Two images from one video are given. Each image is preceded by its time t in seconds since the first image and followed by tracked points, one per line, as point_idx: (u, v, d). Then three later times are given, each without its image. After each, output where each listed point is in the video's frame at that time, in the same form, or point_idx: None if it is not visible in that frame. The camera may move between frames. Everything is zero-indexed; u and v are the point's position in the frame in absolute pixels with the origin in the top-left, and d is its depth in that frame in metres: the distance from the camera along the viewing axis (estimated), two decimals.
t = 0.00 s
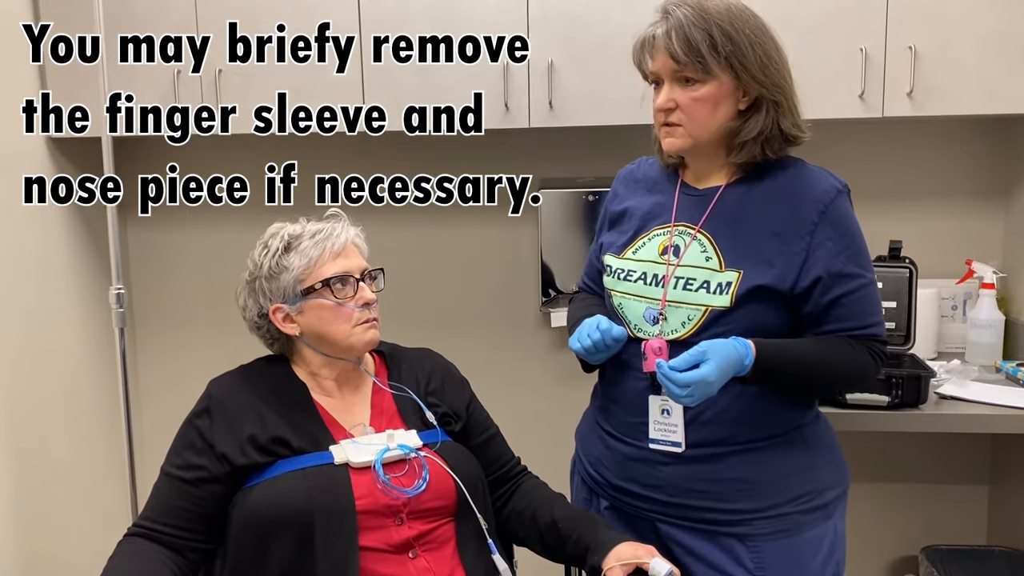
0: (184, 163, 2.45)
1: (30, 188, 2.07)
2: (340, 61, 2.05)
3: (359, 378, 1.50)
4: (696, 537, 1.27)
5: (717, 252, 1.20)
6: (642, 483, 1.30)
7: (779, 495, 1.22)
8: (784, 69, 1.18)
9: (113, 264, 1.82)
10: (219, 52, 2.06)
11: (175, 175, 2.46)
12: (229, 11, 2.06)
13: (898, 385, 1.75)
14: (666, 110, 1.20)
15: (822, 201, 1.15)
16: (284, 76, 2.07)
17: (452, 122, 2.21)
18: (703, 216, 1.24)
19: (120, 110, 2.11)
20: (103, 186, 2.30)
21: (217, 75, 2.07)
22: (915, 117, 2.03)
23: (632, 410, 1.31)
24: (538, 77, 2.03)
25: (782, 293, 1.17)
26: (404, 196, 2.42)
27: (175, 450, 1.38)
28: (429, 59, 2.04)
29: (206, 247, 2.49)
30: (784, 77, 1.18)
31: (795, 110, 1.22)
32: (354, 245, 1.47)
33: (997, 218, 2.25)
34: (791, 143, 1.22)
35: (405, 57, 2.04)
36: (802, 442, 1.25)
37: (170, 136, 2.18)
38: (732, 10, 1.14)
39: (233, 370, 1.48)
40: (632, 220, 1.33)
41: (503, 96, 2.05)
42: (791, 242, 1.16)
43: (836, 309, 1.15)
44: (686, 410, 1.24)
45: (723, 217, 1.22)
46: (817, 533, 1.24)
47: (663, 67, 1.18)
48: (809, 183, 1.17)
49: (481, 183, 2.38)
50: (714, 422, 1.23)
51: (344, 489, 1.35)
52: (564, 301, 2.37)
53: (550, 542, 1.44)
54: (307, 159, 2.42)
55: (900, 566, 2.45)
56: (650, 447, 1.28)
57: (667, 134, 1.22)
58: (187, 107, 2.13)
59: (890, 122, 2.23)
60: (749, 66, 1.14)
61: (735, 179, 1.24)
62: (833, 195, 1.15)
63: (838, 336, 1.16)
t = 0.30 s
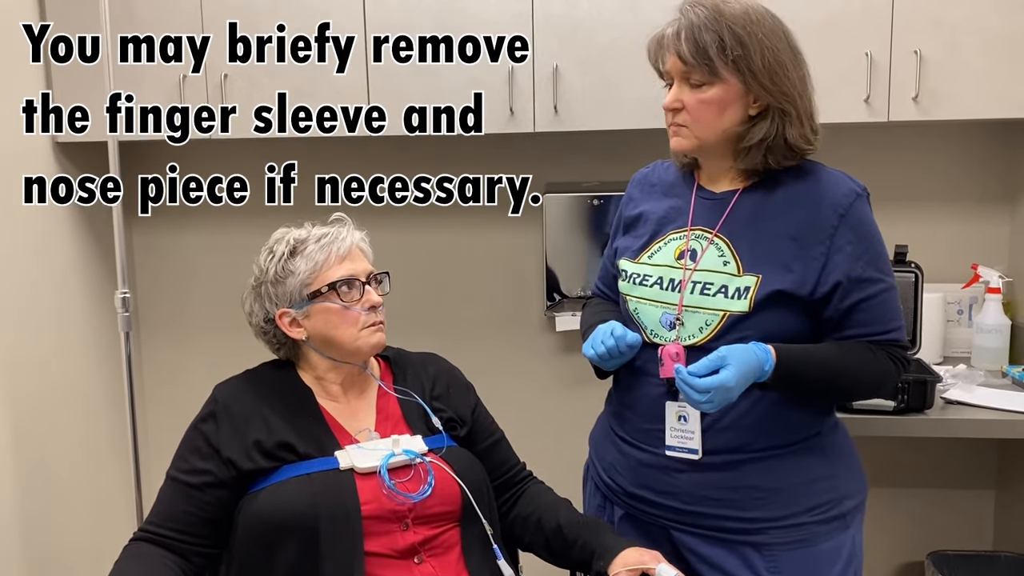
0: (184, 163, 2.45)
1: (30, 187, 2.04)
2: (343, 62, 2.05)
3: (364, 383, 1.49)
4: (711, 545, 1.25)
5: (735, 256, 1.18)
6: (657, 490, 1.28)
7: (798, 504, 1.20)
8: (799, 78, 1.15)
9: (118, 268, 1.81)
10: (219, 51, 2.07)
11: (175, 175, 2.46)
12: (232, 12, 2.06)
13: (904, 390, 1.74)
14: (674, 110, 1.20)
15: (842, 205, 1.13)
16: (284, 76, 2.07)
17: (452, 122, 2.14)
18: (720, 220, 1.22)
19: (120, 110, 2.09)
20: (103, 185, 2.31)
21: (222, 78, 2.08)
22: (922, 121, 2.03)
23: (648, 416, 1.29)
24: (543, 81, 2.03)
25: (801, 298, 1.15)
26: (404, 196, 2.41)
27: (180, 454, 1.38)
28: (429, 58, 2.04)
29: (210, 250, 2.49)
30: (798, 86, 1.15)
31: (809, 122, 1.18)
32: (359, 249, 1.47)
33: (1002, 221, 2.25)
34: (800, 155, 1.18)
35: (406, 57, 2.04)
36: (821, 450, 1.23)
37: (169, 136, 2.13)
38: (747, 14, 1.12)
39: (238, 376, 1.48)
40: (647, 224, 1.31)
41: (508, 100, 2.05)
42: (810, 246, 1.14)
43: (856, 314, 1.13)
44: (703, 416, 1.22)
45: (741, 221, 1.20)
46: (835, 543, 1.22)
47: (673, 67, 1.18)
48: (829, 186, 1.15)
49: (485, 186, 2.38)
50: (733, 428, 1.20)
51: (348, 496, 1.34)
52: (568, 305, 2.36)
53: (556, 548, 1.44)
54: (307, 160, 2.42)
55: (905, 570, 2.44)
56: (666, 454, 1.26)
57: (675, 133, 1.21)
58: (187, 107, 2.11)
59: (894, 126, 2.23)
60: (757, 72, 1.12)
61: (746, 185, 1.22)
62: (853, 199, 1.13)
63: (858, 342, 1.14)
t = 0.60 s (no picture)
0: (184, 163, 2.46)
1: (30, 187, 2.02)
2: (345, 65, 2.06)
3: (368, 389, 1.49)
4: (725, 556, 1.22)
5: (754, 262, 1.17)
6: (672, 497, 1.26)
7: (816, 517, 1.17)
8: (820, 80, 1.12)
9: (122, 272, 1.81)
10: (220, 51, 2.07)
11: (175, 175, 2.46)
12: (234, 14, 2.06)
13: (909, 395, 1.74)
14: (693, 122, 1.18)
15: (866, 211, 1.10)
16: (284, 76, 2.08)
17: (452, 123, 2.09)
18: (740, 225, 1.20)
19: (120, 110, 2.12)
20: (103, 186, 2.33)
21: (227, 84, 2.08)
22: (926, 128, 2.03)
23: (665, 422, 1.27)
24: (547, 87, 2.04)
25: (821, 306, 1.12)
26: (404, 195, 2.42)
27: (184, 458, 1.38)
28: (429, 58, 2.05)
29: (213, 253, 2.49)
30: (819, 89, 1.13)
31: (833, 123, 1.16)
32: (363, 255, 1.48)
33: (1005, 227, 2.25)
34: (826, 157, 1.17)
35: (407, 59, 2.05)
36: (843, 462, 1.19)
37: (169, 136, 2.13)
38: (762, 19, 1.10)
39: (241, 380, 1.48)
40: (669, 228, 1.30)
41: (512, 105, 2.05)
42: (831, 253, 1.11)
43: (879, 323, 1.10)
44: (720, 424, 1.20)
45: (761, 226, 1.18)
46: (854, 560, 1.18)
47: (690, 79, 1.17)
48: (852, 192, 1.12)
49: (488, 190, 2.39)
50: (748, 438, 1.18)
51: (353, 500, 1.34)
52: (571, 310, 2.37)
53: (559, 552, 1.44)
54: (307, 159, 2.43)
55: None
56: (682, 461, 1.24)
57: (696, 146, 1.20)
58: (187, 107, 2.11)
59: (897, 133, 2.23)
60: (775, 80, 1.10)
61: (770, 191, 1.20)
62: (877, 205, 1.10)
63: (881, 352, 1.11)
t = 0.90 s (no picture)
0: (184, 163, 2.46)
1: (30, 187, 2.00)
2: (346, 67, 2.07)
3: (370, 394, 1.49)
4: (741, 568, 1.21)
5: (775, 269, 1.16)
6: (688, 506, 1.25)
7: (836, 532, 1.15)
8: (844, 81, 1.12)
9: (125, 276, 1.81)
10: (220, 51, 2.08)
11: (175, 175, 2.46)
12: (236, 16, 2.07)
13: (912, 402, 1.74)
14: (715, 126, 1.18)
15: (890, 219, 1.09)
16: (284, 76, 2.08)
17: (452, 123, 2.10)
18: (763, 231, 1.19)
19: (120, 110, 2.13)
20: (103, 185, 2.35)
21: (230, 89, 2.09)
22: (929, 134, 2.04)
23: (682, 430, 1.27)
24: (549, 92, 2.04)
25: (842, 315, 1.11)
26: (404, 195, 2.42)
27: (186, 464, 1.38)
28: (429, 58, 2.06)
29: (215, 255, 2.50)
30: (843, 90, 1.11)
31: (859, 125, 1.14)
32: (368, 262, 1.48)
33: (1006, 234, 2.25)
34: (853, 160, 1.15)
35: (408, 61, 2.06)
36: (867, 478, 1.17)
37: (169, 136, 2.12)
38: (782, 22, 1.10)
39: (243, 385, 1.48)
40: (693, 234, 1.30)
41: (514, 111, 2.06)
42: (853, 261, 1.10)
43: (903, 333, 1.08)
44: (737, 433, 1.19)
45: (783, 234, 1.17)
46: None
47: (712, 83, 1.17)
48: (877, 199, 1.11)
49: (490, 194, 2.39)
50: (765, 448, 1.17)
51: (354, 505, 1.34)
52: (573, 316, 2.39)
53: (560, 558, 1.44)
54: (307, 159, 2.43)
55: None
56: (699, 470, 1.23)
57: (720, 150, 1.20)
58: (187, 107, 2.11)
59: (898, 139, 2.24)
60: (797, 81, 1.09)
61: (796, 197, 1.19)
62: (903, 212, 1.09)
63: (905, 362, 1.08)
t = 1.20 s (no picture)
0: (184, 163, 2.46)
1: (30, 187, 2.00)
2: (346, 70, 2.07)
3: (370, 398, 1.49)
4: None
5: (793, 275, 1.13)
6: (706, 515, 1.23)
7: (856, 546, 1.11)
8: (865, 84, 1.09)
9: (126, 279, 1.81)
10: (219, 52, 2.08)
11: (175, 174, 2.46)
12: (237, 17, 2.07)
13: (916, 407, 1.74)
14: (734, 128, 1.16)
15: (911, 222, 1.06)
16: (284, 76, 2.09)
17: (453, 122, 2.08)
18: (782, 236, 1.17)
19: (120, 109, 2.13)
20: (103, 185, 2.32)
21: (232, 92, 2.10)
22: (930, 140, 2.04)
23: (702, 438, 1.25)
24: (550, 96, 2.05)
25: (862, 322, 1.08)
26: (404, 195, 2.42)
27: (186, 467, 1.38)
28: (429, 58, 2.06)
29: (215, 256, 2.50)
30: (864, 93, 1.09)
31: (880, 129, 1.12)
32: (370, 266, 1.48)
33: (1007, 239, 2.25)
34: (873, 165, 1.12)
35: (409, 63, 2.06)
36: (892, 490, 1.12)
37: (169, 136, 2.13)
38: (803, 23, 1.08)
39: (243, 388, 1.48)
40: (712, 240, 1.29)
41: (515, 115, 2.06)
42: (873, 266, 1.07)
43: (925, 341, 1.04)
44: (755, 443, 1.16)
45: (802, 239, 1.15)
46: None
47: (731, 84, 1.14)
48: (898, 202, 1.08)
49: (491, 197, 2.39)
50: (786, 457, 1.13)
51: (355, 508, 1.34)
52: (574, 320, 2.39)
53: (560, 562, 1.44)
54: (307, 160, 2.43)
55: None
56: (718, 480, 1.20)
57: (738, 153, 1.17)
58: (187, 107, 2.11)
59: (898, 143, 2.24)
60: (818, 83, 1.07)
61: (814, 201, 1.16)
62: (925, 216, 1.06)
63: (928, 371, 1.04)
